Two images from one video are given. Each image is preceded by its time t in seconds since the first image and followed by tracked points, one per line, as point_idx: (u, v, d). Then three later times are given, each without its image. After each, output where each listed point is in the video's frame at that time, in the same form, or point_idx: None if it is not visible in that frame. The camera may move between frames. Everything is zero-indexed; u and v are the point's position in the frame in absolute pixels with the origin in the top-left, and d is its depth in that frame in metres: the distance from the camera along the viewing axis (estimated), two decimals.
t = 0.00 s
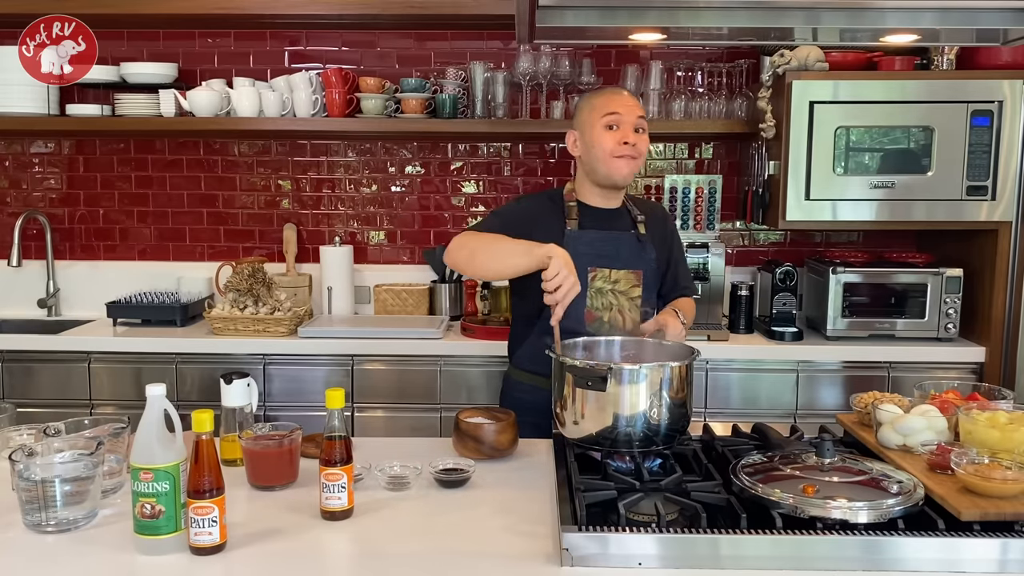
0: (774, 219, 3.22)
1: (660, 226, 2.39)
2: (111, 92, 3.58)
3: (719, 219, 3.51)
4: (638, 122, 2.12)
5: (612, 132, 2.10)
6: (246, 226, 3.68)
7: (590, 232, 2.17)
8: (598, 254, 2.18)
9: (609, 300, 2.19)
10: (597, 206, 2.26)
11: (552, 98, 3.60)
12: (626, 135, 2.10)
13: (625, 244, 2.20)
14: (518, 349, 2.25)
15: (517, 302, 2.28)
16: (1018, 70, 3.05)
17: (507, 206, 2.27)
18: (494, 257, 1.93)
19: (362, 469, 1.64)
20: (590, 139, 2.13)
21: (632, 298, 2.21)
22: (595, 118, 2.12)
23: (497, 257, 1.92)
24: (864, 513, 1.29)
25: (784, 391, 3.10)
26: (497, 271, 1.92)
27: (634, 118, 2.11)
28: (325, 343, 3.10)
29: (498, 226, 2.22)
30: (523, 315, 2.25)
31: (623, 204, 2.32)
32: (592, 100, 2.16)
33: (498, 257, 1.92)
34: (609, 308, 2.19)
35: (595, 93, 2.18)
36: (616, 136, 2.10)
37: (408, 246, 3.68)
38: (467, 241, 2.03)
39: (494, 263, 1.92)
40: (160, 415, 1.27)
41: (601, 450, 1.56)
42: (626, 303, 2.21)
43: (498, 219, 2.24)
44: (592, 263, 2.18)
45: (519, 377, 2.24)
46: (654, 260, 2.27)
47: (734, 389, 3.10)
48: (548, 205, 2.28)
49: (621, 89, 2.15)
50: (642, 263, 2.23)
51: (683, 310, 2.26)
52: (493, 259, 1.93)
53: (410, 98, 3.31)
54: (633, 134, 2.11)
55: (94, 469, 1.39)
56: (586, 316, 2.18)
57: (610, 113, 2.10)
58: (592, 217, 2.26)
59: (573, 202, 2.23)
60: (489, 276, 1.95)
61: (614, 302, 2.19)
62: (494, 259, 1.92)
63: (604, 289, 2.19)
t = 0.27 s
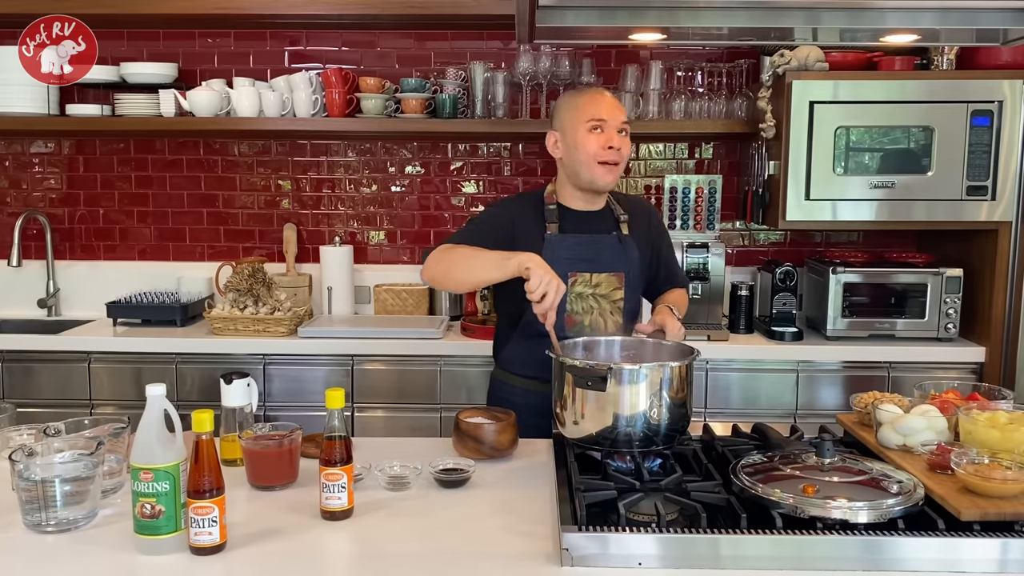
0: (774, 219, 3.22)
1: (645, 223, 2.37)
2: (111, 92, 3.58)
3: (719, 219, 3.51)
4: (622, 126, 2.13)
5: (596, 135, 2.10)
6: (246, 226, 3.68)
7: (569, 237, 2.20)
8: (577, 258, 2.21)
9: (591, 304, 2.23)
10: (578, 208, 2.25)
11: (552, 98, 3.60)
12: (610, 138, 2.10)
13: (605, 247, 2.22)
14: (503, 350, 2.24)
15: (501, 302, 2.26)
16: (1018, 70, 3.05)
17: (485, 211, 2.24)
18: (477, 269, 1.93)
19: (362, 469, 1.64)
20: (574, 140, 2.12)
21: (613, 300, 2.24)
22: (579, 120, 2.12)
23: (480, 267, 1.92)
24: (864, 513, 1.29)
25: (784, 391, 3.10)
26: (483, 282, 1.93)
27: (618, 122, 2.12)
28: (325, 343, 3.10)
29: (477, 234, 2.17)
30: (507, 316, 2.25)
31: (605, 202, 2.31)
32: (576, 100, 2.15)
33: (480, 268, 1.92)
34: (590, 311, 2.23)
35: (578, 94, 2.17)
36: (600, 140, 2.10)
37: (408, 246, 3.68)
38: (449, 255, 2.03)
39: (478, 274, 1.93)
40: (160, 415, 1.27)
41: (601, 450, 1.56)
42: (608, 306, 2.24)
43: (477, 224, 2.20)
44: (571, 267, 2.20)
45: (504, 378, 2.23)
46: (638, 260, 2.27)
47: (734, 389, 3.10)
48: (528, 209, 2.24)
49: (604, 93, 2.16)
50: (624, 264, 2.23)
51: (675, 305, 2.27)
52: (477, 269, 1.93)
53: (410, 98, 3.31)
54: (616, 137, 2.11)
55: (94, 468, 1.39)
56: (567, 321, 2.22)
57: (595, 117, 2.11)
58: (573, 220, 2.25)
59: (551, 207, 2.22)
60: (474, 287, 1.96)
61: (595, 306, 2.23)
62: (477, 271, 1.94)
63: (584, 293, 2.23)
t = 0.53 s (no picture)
0: (774, 219, 3.22)
1: (632, 221, 2.38)
2: (111, 92, 3.58)
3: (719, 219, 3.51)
4: (613, 161, 2.02)
5: (582, 171, 2.02)
6: (246, 226, 3.68)
7: (557, 240, 2.18)
8: (566, 261, 2.20)
9: (581, 305, 2.24)
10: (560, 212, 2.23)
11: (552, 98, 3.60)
12: (595, 178, 2.02)
13: (592, 248, 2.21)
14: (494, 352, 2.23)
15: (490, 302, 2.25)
16: (1018, 70, 3.05)
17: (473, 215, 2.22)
18: (464, 275, 1.93)
19: (362, 469, 1.64)
20: (560, 168, 2.05)
21: (602, 300, 2.25)
22: (567, 153, 2.01)
23: (467, 274, 1.92)
24: (864, 513, 1.29)
25: (784, 391, 3.10)
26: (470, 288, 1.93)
27: (609, 159, 2.01)
28: (325, 343, 3.10)
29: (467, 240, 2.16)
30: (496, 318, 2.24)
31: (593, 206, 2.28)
32: (570, 121, 2.00)
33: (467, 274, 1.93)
34: (580, 312, 2.25)
35: (574, 111, 2.01)
36: (586, 176, 2.02)
37: (408, 245, 3.68)
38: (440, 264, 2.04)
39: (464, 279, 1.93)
40: (160, 415, 1.27)
41: (601, 450, 1.56)
42: (597, 305, 2.25)
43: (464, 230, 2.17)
44: (560, 270, 2.19)
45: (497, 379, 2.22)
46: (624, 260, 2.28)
47: (734, 389, 3.09)
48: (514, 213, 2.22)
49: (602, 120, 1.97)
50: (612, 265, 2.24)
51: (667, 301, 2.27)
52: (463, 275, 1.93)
53: (410, 98, 3.31)
54: (603, 174, 2.03)
55: (94, 468, 1.38)
56: (557, 322, 2.25)
57: (584, 155, 1.99)
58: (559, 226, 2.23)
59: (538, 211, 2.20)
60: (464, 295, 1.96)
61: (585, 307, 2.24)
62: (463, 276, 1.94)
63: (574, 295, 2.23)
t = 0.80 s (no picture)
0: (774, 219, 3.22)
1: (627, 221, 2.39)
2: (111, 92, 3.58)
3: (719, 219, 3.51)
4: (611, 175, 2.04)
5: (580, 183, 2.04)
6: (246, 226, 3.68)
7: (554, 244, 2.17)
8: (564, 264, 2.18)
9: (578, 307, 2.22)
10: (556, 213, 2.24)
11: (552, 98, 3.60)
12: (592, 190, 2.03)
13: (590, 251, 2.20)
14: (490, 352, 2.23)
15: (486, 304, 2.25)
16: (1018, 70, 3.05)
17: (465, 219, 2.22)
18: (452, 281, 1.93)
19: (362, 469, 1.64)
20: (558, 178, 2.06)
21: (599, 302, 2.23)
22: (565, 165, 2.02)
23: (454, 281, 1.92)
24: (864, 513, 1.29)
25: (784, 391, 3.10)
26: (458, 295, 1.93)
27: (607, 173, 2.02)
28: (326, 343, 3.10)
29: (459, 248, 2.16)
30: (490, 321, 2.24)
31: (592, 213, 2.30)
32: (570, 133, 2.01)
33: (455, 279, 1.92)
34: (577, 314, 2.22)
35: (574, 123, 2.01)
36: (583, 189, 2.04)
37: (408, 245, 3.68)
38: (429, 273, 2.03)
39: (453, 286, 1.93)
40: (160, 415, 1.27)
41: (601, 450, 1.56)
42: (594, 307, 2.23)
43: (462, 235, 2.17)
44: (558, 273, 2.18)
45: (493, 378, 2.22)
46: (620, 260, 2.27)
47: (734, 389, 3.09)
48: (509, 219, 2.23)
49: (602, 131, 1.98)
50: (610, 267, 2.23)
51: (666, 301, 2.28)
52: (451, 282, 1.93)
53: (410, 98, 3.31)
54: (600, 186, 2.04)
55: (94, 468, 1.38)
56: (553, 324, 2.21)
57: (583, 168, 2.00)
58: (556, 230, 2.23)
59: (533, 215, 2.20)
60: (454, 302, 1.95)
61: (582, 309, 2.22)
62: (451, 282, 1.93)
63: (572, 297, 2.20)
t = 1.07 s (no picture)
0: (774, 219, 3.22)
1: (629, 222, 2.38)
2: (111, 92, 3.58)
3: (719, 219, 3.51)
4: (607, 153, 2.05)
5: (577, 162, 2.05)
6: (246, 226, 3.68)
7: (553, 237, 2.18)
8: (563, 258, 2.19)
9: (579, 302, 2.21)
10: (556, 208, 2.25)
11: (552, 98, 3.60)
12: (590, 168, 2.04)
13: (590, 245, 2.20)
14: (491, 352, 2.23)
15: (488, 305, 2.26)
16: (1018, 70, 3.05)
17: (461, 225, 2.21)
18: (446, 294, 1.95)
19: (362, 469, 1.64)
20: (555, 160, 2.08)
21: (600, 298, 2.22)
22: (563, 144, 2.04)
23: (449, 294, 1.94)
24: (864, 513, 1.29)
25: (784, 391, 3.10)
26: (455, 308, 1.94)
27: (603, 149, 2.04)
28: (326, 343, 3.10)
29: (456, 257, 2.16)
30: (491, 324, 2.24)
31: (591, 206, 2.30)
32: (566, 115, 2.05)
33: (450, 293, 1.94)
34: (578, 310, 2.22)
35: (569, 106, 2.06)
36: (580, 167, 2.05)
37: (408, 245, 3.68)
38: (425, 290, 2.05)
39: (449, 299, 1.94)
40: (160, 415, 1.27)
41: (601, 450, 1.56)
42: (595, 303, 2.22)
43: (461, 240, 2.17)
44: (557, 266, 2.19)
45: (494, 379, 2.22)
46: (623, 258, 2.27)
47: (734, 389, 3.10)
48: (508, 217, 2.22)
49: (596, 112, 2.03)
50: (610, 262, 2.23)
51: (668, 301, 2.27)
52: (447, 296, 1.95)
53: (410, 98, 3.31)
54: (598, 166, 2.05)
55: (94, 469, 1.38)
56: (554, 320, 2.21)
57: (579, 143, 2.02)
58: (554, 223, 2.24)
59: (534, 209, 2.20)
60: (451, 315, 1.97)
61: (583, 303, 2.21)
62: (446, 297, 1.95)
63: (571, 292, 2.20)
